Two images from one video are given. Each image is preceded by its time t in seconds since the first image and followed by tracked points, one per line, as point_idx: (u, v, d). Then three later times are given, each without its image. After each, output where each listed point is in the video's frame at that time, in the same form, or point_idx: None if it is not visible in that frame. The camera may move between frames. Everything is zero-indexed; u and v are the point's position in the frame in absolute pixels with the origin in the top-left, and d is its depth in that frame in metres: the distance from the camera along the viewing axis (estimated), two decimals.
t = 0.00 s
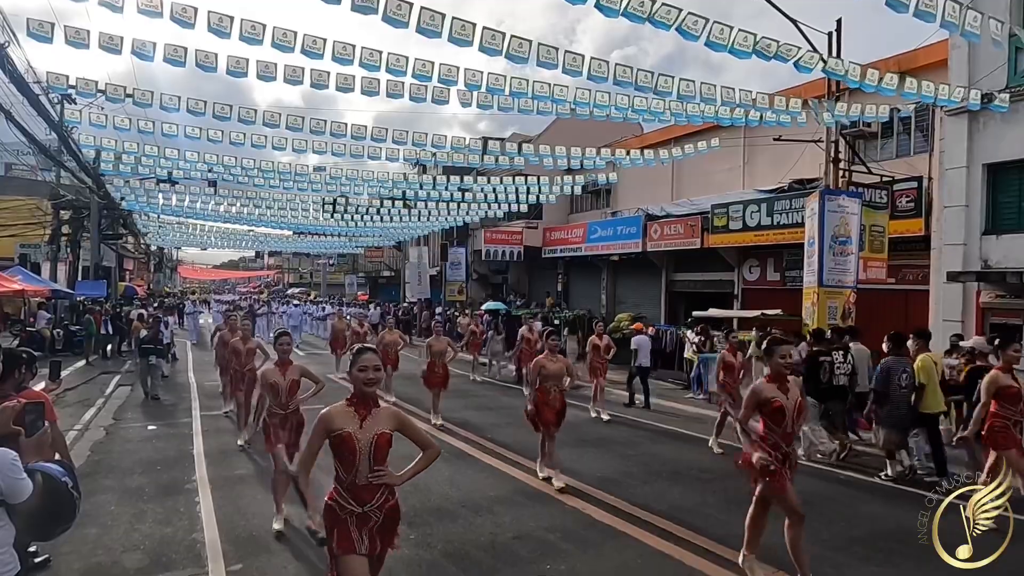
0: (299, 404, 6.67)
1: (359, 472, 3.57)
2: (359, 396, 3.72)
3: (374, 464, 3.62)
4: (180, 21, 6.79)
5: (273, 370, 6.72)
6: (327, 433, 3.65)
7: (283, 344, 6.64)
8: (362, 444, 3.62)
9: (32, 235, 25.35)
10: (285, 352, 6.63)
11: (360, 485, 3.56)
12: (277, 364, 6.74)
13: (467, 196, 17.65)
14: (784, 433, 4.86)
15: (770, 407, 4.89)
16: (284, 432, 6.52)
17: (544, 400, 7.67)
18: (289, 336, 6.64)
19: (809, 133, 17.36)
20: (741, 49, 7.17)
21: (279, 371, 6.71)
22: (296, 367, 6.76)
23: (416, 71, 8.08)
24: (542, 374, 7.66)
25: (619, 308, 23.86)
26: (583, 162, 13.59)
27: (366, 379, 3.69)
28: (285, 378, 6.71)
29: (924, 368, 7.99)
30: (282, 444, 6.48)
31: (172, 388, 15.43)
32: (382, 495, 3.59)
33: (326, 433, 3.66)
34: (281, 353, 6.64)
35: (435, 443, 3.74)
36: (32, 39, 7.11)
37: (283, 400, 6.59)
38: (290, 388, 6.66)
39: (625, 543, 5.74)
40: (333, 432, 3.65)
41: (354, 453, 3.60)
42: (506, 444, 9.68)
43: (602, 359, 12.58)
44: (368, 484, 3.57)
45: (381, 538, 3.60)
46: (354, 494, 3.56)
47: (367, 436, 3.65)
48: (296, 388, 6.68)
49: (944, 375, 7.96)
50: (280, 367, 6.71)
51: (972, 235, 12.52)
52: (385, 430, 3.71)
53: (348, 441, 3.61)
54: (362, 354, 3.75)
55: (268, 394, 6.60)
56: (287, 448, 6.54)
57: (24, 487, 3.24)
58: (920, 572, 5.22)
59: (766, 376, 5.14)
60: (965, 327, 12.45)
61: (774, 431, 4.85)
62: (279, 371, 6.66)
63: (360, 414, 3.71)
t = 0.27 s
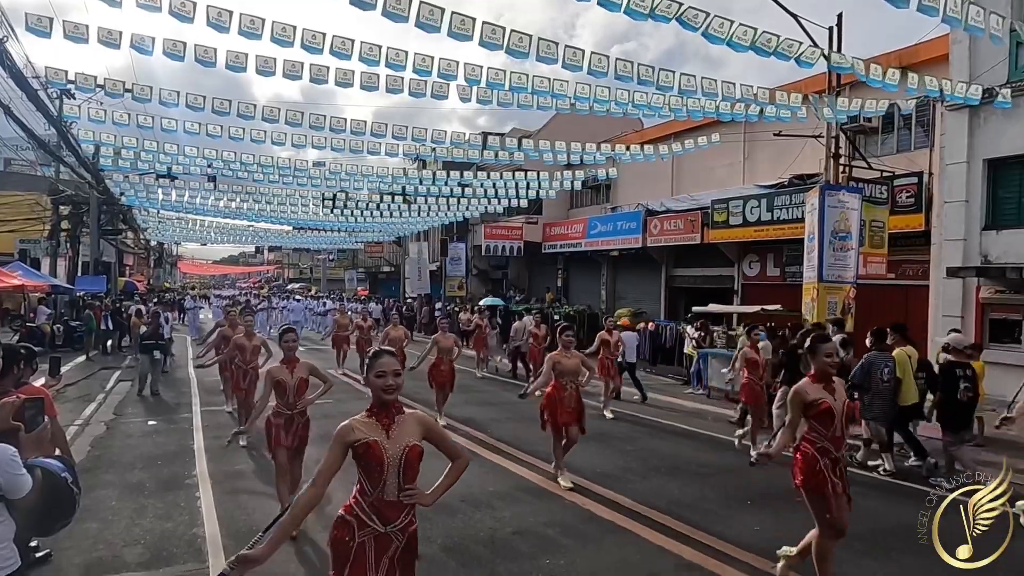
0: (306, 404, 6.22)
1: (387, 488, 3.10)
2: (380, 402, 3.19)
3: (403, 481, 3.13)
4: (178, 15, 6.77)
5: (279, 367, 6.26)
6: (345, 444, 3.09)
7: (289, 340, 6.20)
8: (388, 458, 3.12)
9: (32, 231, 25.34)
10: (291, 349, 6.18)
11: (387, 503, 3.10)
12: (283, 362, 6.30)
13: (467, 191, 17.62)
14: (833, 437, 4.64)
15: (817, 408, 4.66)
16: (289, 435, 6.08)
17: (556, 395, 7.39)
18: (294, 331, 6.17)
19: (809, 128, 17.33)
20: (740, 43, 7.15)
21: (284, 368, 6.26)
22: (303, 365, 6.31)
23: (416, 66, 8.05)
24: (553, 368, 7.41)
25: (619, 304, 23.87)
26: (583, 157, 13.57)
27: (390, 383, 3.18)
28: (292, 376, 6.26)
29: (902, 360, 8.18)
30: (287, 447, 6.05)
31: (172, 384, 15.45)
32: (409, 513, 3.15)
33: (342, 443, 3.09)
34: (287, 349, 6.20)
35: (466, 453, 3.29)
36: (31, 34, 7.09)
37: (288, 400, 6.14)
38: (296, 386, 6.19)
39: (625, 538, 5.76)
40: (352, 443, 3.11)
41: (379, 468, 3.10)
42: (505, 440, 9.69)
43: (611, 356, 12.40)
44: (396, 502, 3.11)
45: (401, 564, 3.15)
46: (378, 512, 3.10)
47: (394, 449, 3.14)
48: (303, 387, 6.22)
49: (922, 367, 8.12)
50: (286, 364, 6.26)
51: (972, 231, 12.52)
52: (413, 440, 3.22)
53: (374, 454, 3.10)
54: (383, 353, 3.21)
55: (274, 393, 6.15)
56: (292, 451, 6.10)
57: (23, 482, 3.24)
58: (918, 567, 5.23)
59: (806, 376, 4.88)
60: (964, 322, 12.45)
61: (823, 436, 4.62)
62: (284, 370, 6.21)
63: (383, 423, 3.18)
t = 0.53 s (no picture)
0: (313, 403, 6.03)
1: (406, 504, 2.85)
2: (403, 407, 2.93)
3: (422, 496, 2.87)
4: (176, 6, 6.75)
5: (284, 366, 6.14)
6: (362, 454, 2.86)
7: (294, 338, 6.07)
8: (409, 471, 2.88)
9: (32, 225, 25.34)
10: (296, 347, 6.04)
11: (407, 519, 2.85)
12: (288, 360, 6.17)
13: (467, 184, 17.58)
14: (879, 445, 4.31)
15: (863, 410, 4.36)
16: (295, 436, 5.93)
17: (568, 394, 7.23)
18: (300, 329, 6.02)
19: (810, 121, 17.29)
20: (741, 34, 7.11)
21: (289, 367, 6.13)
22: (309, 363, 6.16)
23: (415, 59, 8.03)
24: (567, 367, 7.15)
25: (620, 298, 23.87)
26: (584, 151, 13.55)
27: (414, 387, 2.90)
28: (296, 374, 6.11)
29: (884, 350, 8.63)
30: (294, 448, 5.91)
31: (173, 377, 15.46)
32: (432, 531, 2.89)
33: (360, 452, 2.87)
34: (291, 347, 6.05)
35: (493, 466, 2.99)
36: (29, 26, 7.07)
37: (293, 399, 5.99)
38: (300, 384, 6.04)
39: (625, 531, 5.77)
40: (371, 453, 2.88)
41: (397, 482, 2.86)
42: (506, 433, 9.70)
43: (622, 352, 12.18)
44: (416, 519, 2.86)
45: None
46: (398, 531, 2.85)
47: (414, 460, 2.89)
48: (308, 386, 6.05)
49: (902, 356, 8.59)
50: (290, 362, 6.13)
51: (973, 224, 12.51)
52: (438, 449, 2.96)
53: (393, 466, 2.86)
54: (410, 353, 2.93)
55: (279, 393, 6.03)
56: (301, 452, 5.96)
57: (23, 475, 3.24)
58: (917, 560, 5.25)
59: (857, 373, 4.64)
60: (965, 316, 12.45)
61: (865, 442, 4.32)
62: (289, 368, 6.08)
63: (406, 431, 2.93)
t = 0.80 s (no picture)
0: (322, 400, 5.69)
1: (442, 526, 2.48)
2: (436, 413, 2.58)
3: (457, 517, 2.51)
4: None
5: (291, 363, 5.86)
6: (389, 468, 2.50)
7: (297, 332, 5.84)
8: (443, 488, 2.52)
9: (33, 218, 25.36)
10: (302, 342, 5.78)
11: (443, 545, 2.48)
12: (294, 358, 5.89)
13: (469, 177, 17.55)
14: (952, 447, 4.42)
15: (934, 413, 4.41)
16: (306, 435, 5.61)
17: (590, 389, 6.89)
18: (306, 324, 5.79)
19: (813, 114, 17.23)
20: (744, 24, 7.08)
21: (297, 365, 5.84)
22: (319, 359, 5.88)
23: (416, 51, 8.01)
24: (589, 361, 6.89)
25: (620, 291, 23.87)
26: (585, 144, 13.52)
27: (450, 392, 2.55)
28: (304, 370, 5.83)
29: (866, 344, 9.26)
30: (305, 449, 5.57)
31: (174, 371, 15.49)
32: (472, 555, 2.52)
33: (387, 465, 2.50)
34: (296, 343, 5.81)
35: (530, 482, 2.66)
36: (30, 18, 7.05)
37: (301, 397, 5.67)
38: (308, 381, 5.72)
39: (626, 523, 5.78)
40: (399, 466, 2.50)
41: (429, 501, 2.48)
42: (508, 426, 9.72)
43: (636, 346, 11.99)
44: (454, 544, 2.49)
45: None
46: (433, 557, 2.49)
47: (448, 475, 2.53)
48: (317, 383, 5.74)
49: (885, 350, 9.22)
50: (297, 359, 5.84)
51: (975, 217, 12.48)
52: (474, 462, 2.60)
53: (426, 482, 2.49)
54: (443, 355, 2.61)
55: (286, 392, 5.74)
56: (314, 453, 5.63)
57: (26, 467, 3.26)
58: (917, 552, 5.26)
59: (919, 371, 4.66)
60: (966, 309, 12.44)
61: (937, 451, 4.41)
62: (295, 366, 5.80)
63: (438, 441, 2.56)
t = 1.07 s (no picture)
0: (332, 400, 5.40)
1: (489, 552, 2.28)
2: (481, 426, 2.36)
3: (506, 544, 2.30)
4: None
5: (298, 357, 5.41)
6: (434, 492, 2.29)
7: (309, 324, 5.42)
8: (492, 511, 2.30)
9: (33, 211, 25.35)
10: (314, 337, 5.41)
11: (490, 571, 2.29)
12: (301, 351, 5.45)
13: (469, 170, 17.50)
14: None
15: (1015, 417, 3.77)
16: (315, 436, 5.28)
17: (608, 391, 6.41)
18: (317, 317, 5.41)
19: (814, 106, 17.18)
20: (746, 14, 7.02)
21: (305, 360, 5.42)
22: (329, 355, 5.53)
23: (416, 43, 7.97)
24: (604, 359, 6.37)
25: (621, 283, 23.86)
26: (585, 136, 13.48)
27: (494, 403, 2.33)
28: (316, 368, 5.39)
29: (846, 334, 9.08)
30: (312, 449, 5.24)
31: (175, 364, 15.50)
32: None
33: (431, 490, 2.29)
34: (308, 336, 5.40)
35: (587, 499, 2.42)
36: (27, 9, 7.01)
37: (312, 396, 5.31)
38: (320, 380, 5.38)
39: (626, 515, 5.78)
40: (443, 488, 2.29)
41: (479, 526, 2.28)
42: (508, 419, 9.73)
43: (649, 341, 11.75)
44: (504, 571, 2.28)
45: None
46: None
47: (497, 496, 2.32)
48: (328, 381, 5.42)
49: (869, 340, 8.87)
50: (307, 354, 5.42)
51: (976, 210, 12.45)
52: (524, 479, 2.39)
53: (473, 507, 2.28)
54: (484, 361, 2.37)
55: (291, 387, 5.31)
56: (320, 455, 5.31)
57: (26, 459, 3.27)
58: (917, 544, 5.26)
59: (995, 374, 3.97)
60: (967, 302, 12.42)
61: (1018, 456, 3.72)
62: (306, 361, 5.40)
63: (484, 458, 2.35)
